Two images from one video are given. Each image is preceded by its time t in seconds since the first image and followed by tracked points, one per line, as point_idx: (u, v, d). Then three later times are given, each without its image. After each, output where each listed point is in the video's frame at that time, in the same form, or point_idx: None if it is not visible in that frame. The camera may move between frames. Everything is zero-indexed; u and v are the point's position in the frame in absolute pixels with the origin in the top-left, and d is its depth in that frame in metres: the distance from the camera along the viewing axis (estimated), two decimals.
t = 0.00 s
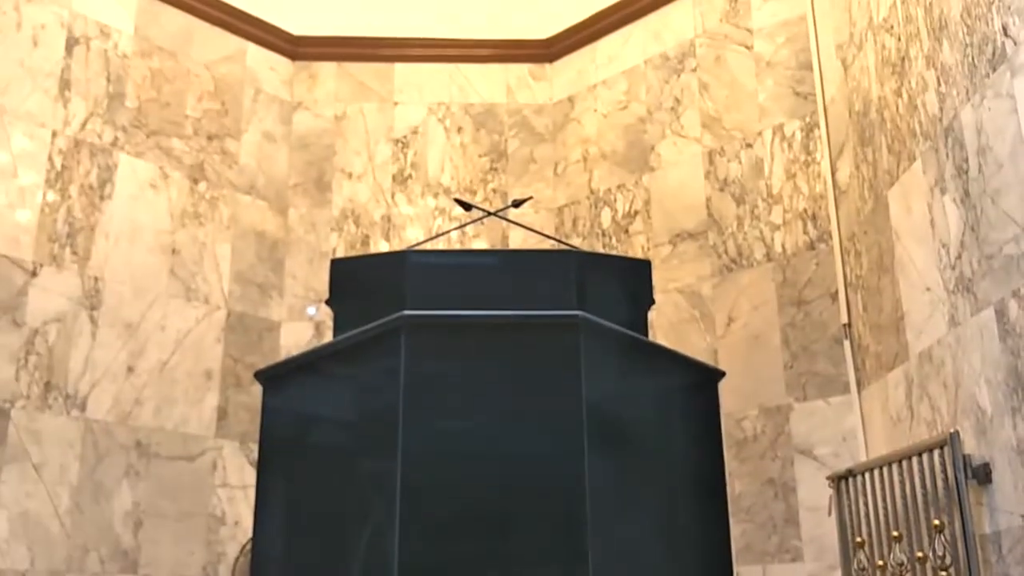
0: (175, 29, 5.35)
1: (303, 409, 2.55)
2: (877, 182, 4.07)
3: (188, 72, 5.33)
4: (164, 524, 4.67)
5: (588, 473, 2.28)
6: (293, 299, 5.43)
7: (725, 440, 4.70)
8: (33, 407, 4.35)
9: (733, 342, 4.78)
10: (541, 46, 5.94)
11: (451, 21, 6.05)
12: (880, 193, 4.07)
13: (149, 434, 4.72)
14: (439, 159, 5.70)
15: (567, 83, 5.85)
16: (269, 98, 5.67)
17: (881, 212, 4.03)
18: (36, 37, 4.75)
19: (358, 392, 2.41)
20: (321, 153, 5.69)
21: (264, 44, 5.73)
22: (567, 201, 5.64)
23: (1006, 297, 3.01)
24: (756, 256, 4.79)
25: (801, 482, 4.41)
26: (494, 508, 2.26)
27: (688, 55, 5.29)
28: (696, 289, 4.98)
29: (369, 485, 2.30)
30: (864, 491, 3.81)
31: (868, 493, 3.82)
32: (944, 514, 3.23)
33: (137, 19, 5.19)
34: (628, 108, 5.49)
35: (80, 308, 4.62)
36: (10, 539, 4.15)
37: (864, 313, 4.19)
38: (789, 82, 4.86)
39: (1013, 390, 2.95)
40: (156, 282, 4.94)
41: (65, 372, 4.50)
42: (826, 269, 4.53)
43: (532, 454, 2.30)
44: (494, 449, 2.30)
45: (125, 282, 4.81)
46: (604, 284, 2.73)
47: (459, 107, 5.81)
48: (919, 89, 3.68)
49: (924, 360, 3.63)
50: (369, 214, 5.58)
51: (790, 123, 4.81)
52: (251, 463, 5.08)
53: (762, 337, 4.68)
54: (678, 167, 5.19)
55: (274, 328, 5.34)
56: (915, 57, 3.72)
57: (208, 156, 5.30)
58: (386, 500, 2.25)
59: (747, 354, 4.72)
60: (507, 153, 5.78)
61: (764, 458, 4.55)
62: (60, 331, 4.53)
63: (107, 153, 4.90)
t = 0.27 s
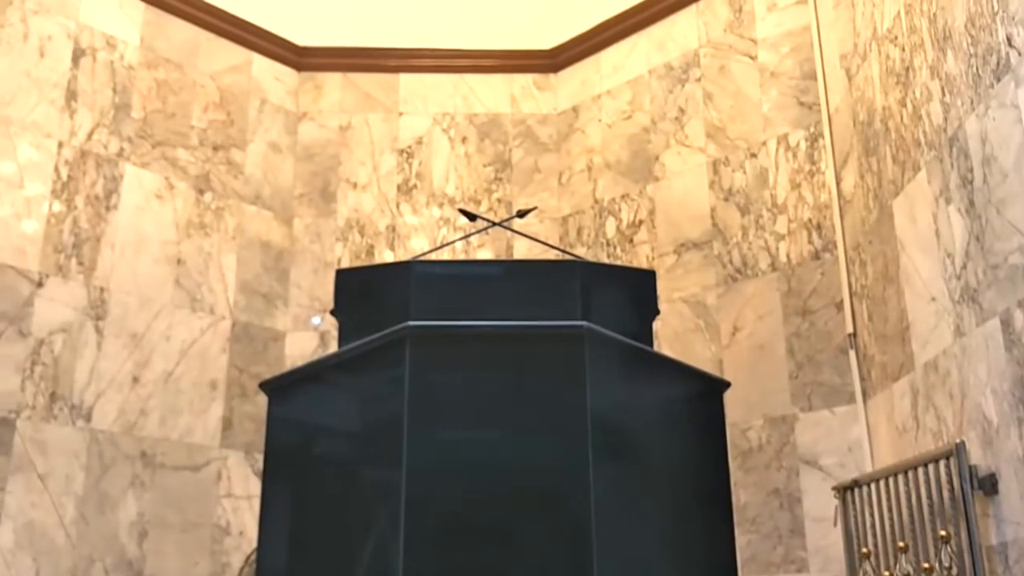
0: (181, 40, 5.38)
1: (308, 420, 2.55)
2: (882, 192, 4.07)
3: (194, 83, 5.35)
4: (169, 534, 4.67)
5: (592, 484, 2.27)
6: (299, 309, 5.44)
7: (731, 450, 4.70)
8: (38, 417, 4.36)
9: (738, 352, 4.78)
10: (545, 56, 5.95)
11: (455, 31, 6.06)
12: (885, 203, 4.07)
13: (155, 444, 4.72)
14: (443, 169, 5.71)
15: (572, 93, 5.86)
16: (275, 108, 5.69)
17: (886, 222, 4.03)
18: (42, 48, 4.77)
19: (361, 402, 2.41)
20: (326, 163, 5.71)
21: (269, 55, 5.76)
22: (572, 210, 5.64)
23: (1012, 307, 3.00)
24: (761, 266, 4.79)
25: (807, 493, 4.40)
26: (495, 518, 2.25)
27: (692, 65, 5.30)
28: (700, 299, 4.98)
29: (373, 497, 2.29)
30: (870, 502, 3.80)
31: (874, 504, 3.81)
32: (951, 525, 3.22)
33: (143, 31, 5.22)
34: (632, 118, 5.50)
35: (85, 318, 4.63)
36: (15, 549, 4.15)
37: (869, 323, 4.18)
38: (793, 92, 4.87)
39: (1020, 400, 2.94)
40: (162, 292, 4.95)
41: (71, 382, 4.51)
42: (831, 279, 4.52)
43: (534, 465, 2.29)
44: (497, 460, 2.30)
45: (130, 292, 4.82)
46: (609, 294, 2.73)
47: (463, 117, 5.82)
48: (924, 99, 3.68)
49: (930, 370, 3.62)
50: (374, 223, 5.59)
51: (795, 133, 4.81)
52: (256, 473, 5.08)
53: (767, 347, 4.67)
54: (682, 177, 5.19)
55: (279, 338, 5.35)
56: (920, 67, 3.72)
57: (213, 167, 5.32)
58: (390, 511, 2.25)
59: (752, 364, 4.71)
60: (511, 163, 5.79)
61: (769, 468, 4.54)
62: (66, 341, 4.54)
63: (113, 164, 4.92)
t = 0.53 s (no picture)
0: (184, 48, 5.39)
1: (310, 427, 2.55)
2: (884, 201, 4.07)
3: (197, 91, 5.37)
4: (170, 542, 4.66)
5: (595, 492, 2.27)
6: (301, 316, 5.44)
7: (733, 458, 4.69)
8: (40, 424, 4.36)
9: (740, 361, 4.78)
10: (547, 64, 5.96)
11: (458, 39, 6.07)
12: (887, 212, 4.07)
13: (156, 452, 4.72)
14: (445, 177, 5.72)
15: (574, 102, 5.87)
16: (277, 116, 5.71)
17: (888, 231, 4.03)
18: (46, 56, 4.79)
19: (363, 410, 2.41)
20: (329, 171, 5.72)
21: (272, 64, 5.77)
22: (574, 219, 5.65)
23: (1014, 316, 3.00)
24: (763, 274, 4.79)
25: (809, 502, 4.39)
26: (497, 526, 2.25)
27: (694, 74, 5.31)
28: (702, 307, 4.97)
29: (375, 504, 2.29)
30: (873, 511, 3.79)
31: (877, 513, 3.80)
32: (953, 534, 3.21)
33: (146, 39, 5.23)
34: (634, 126, 5.51)
35: (87, 326, 4.64)
36: (16, 557, 4.15)
37: (871, 332, 4.18)
38: (795, 101, 4.87)
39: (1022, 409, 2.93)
40: (164, 300, 4.95)
41: (73, 389, 4.51)
42: (833, 287, 4.52)
43: (535, 472, 2.29)
44: (499, 468, 2.29)
45: (133, 300, 4.83)
46: (611, 302, 2.73)
47: (465, 125, 5.83)
48: (925, 108, 3.69)
49: (932, 379, 3.61)
50: (376, 231, 5.60)
51: (797, 142, 4.81)
52: (257, 481, 5.08)
53: (770, 356, 4.67)
54: (684, 185, 5.20)
55: (281, 346, 5.35)
56: (922, 76, 3.73)
57: (216, 174, 5.33)
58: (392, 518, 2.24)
59: (754, 372, 4.71)
60: (513, 171, 5.79)
61: (772, 477, 4.53)
62: (68, 348, 4.54)
63: (116, 171, 4.93)
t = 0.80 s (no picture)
0: (187, 61, 5.41)
1: (313, 440, 2.55)
2: (886, 213, 4.07)
3: (200, 104, 5.38)
4: (173, 554, 4.66)
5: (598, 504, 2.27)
6: (303, 328, 5.44)
7: (736, 470, 4.68)
8: (43, 437, 4.37)
9: (743, 372, 4.77)
10: (549, 76, 5.98)
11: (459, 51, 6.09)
12: (889, 223, 4.07)
13: (159, 464, 4.72)
14: (448, 189, 5.73)
15: (576, 113, 5.88)
16: (280, 129, 5.73)
17: (890, 242, 4.03)
18: (50, 70, 4.81)
19: (365, 423, 2.41)
20: (331, 184, 5.73)
21: (275, 77, 5.79)
22: (576, 230, 5.65)
23: (1017, 327, 2.99)
24: (766, 285, 4.79)
25: (813, 514, 4.38)
26: (500, 538, 2.24)
27: (695, 86, 5.32)
28: (705, 318, 4.97)
29: (378, 516, 2.28)
30: (876, 523, 3.78)
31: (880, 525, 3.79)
32: (957, 546, 3.20)
33: (149, 52, 5.25)
34: (636, 138, 5.52)
35: (90, 338, 4.64)
36: (19, 569, 4.15)
37: (874, 343, 4.17)
38: (796, 112, 4.88)
39: None
40: (167, 312, 4.96)
41: (76, 402, 4.52)
42: (836, 299, 4.52)
43: (538, 485, 2.29)
44: (503, 480, 2.29)
45: (136, 312, 4.84)
46: (613, 315, 2.74)
47: (468, 137, 5.84)
48: (927, 119, 3.69)
49: (935, 391, 3.61)
50: (379, 243, 5.60)
51: (799, 153, 4.82)
52: (260, 493, 5.07)
53: (773, 368, 4.66)
54: (686, 196, 5.20)
55: (284, 358, 5.35)
56: (923, 88, 3.73)
57: (219, 187, 5.34)
58: (396, 531, 2.24)
59: (757, 384, 4.71)
60: (516, 183, 5.80)
61: (775, 489, 4.52)
62: (71, 361, 4.55)
63: (119, 184, 4.94)
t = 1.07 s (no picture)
0: (190, 73, 5.43)
1: (315, 452, 2.54)
2: (888, 224, 4.07)
3: (202, 116, 5.40)
4: (174, 567, 4.65)
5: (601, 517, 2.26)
6: (305, 340, 5.44)
7: (739, 482, 4.67)
8: (44, 449, 4.37)
9: (745, 384, 4.77)
10: (551, 88, 5.99)
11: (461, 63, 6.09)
12: (891, 235, 4.07)
13: (160, 476, 4.72)
14: (450, 201, 5.74)
15: (577, 125, 5.89)
16: (283, 140, 5.74)
17: (892, 254, 4.03)
18: (53, 82, 4.83)
19: (368, 435, 2.41)
20: (333, 195, 5.74)
21: (278, 88, 5.81)
22: (578, 241, 5.66)
23: (1019, 339, 2.99)
24: (768, 297, 4.79)
25: (815, 526, 4.37)
26: (503, 551, 2.24)
27: (697, 98, 5.33)
28: (707, 330, 4.97)
29: (380, 529, 2.28)
30: (879, 536, 3.77)
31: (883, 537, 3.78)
32: (961, 559, 3.19)
33: (152, 65, 5.27)
34: (637, 150, 5.53)
35: (92, 350, 4.65)
36: None
37: (876, 355, 4.17)
38: (797, 124, 4.88)
39: None
40: (169, 324, 4.96)
41: (77, 414, 4.52)
42: (838, 310, 4.52)
43: (541, 497, 2.28)
44: (505, 492, 2.29)
45: (137, 324, 4.84)
46: (615, 326, 2.74)
47: (470, 149, 5.85)
48: (928, 131, 3.70)
49: (938, 403, 3.60)
50: (381, 254, 5.61)
51: (800, 165, 4.82)
52: (261, 505, 5.07)
53: (775, 379, 4.66)
54: (688, 208, 5.21)
55: (286, 369, 5.35)
56: (924, 100, 3.74)
57: (221, 199, 5.35)
58: (398, 544, 2.23)
59: (759, 396, 4.70)
60: (518, 194, 5.81)
61: (777, 501, 4.51)
62: (73, 373, 4.55)
63: (121, 196, 4.95)
